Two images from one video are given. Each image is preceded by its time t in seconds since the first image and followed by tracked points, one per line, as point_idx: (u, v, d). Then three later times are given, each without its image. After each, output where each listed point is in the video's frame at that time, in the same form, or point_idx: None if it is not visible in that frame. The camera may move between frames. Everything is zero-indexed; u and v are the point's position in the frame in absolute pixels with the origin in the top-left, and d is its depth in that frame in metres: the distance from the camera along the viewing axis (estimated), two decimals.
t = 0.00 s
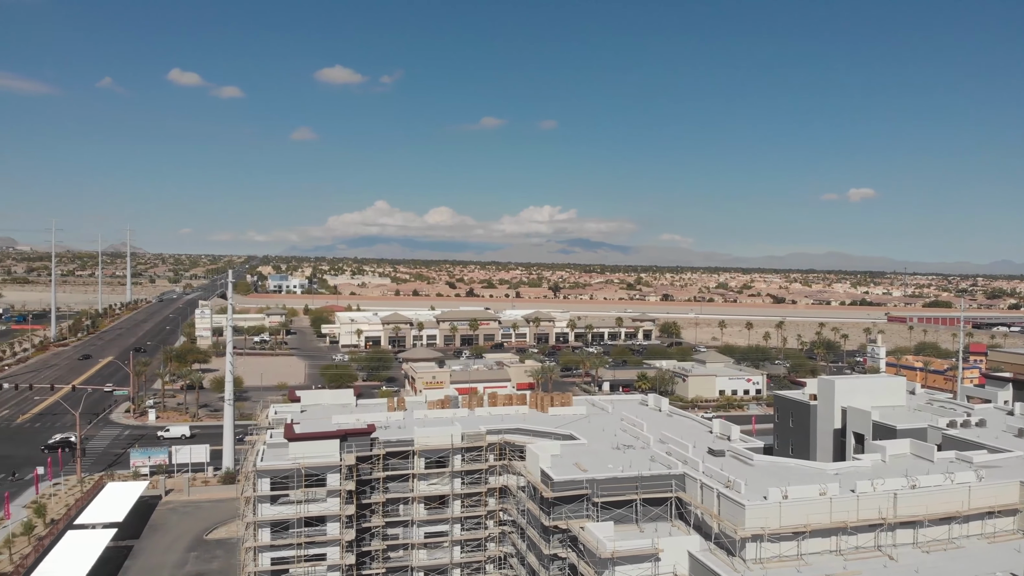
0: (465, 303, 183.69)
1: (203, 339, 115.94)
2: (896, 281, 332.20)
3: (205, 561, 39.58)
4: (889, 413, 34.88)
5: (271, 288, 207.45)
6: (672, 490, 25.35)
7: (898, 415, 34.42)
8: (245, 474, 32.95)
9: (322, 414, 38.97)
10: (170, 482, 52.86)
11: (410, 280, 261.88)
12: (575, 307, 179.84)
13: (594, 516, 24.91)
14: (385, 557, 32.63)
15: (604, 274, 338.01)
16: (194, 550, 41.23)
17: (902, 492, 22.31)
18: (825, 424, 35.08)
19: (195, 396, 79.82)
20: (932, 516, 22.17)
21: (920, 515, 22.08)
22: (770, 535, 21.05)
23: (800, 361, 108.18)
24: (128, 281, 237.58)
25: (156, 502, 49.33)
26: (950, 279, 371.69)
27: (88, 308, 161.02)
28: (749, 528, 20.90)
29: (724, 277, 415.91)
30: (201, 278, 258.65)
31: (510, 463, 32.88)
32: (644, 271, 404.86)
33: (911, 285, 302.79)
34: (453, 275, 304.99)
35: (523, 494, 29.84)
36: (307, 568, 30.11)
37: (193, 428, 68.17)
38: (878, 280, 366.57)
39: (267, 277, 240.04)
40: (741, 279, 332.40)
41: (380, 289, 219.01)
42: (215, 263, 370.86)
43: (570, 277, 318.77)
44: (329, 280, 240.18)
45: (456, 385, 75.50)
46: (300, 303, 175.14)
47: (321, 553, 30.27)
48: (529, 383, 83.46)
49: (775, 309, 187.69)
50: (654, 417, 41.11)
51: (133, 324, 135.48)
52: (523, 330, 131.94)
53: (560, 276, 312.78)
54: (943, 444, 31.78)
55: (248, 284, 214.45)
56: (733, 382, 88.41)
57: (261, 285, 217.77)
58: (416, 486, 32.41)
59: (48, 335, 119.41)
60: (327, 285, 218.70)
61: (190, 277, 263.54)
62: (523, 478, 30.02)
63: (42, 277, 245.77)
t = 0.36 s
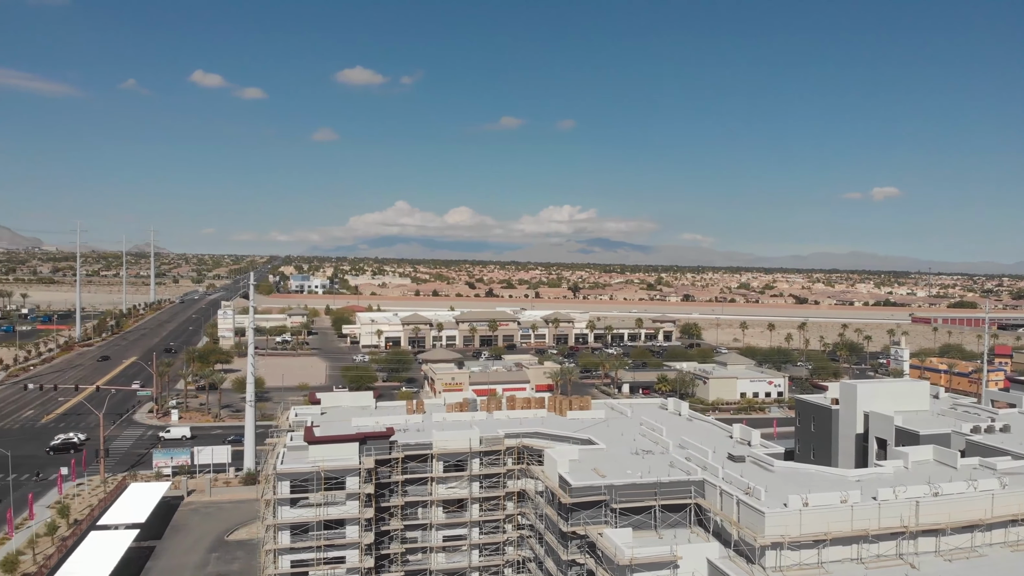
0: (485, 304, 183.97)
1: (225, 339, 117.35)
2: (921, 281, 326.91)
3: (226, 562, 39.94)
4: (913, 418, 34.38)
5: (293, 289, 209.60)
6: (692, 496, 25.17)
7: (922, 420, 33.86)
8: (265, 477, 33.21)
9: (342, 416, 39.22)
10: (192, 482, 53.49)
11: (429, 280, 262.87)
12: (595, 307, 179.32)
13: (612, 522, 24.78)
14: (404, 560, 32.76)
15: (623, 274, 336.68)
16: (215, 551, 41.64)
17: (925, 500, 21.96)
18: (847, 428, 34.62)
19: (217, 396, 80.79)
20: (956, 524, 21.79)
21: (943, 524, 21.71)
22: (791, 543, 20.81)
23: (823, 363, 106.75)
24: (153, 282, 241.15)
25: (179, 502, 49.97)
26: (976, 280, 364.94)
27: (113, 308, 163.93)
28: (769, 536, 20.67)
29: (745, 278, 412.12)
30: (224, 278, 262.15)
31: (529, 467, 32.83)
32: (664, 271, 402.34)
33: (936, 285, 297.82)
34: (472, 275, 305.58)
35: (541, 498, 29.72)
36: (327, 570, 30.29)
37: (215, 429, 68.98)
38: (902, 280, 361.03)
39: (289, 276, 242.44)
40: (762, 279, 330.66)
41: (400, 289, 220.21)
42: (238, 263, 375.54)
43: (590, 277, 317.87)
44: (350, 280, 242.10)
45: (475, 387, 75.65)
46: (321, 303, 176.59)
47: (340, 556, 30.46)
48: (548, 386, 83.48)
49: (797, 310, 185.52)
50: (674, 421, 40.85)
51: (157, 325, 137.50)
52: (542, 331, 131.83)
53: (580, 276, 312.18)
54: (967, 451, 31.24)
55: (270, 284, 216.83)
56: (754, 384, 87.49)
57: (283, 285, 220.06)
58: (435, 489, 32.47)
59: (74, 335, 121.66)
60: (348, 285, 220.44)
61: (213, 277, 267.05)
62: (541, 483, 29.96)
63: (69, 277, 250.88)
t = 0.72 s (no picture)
0: (502, 304, 183.84)
1: (245, 340, 118.55)
2: (944, 282, 321.63)
3: (244, 564, 40.29)
4: (934, 422, 33.84)
5: (312, 289, 211.23)
6: (709, 502, 25.00)
7: (943, 425, 33.30)
8: (283, 479, 33.48)
9: (359, 419, 39.45)
10: (211, 483, 54.03)
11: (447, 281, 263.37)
12: (613, 308, 178.55)
13: (629, 528, 24.58)
14: (420, 563, 32.87)
15: (641, 275, 335.02)
16: (234, 552, 42.01)
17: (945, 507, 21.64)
18: (867, 433, 34.16)
19: (236, 397, 81.56)
20: (977, 532, 21.47)
21: (964, 531, 21.40)
22: (808, 551, 20.57)
23: (843, 365, 105.43)
24: (174, 282, 244.15)
25: (198, 503, 50.49)
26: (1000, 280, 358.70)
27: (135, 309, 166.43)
28: (786, 544, 20.45)
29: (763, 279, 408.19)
30: (243, 278, 264.95)
31: (545, 471, 32.76)
32: (682, 271, 399.64)
33: (959, 285, 292.98)
34: (489, 276, 305.77)
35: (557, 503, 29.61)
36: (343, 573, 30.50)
37: (234, 430, 69.62)
38: (924, 280, 355.73)
39: (308, 276, 244.03)
40: (781, 279, 327.87)
41: (418, 289, 220.93)
42: (257, 263, 379.48)
43: (608, 277, 316.65)
44: (368, 280, 243.44)
45: (491, 389, 75.66)
46: (340, 303, 177.66)
47: (357, 559, 30.63)
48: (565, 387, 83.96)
49: (817, 310, 183.44)
50: (692, 426, 40.57)
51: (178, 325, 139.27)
52: (559, 332, 131.57)
53: (598, 276, 311.23)
54: (990, 456, 30.69)
55: (289, 284, 218.64)
56: (773, 387, 86.50)
57: (302, 285, 221.85)
58: (451, 492, 32.55)
59: (96, 335, 123.62)
60: (367, 286, 221.64)
61: (233, 278, 269.87)
62: (557, 487, 29.88)
63: (93, 277, 255.27)
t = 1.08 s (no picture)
0: (520, 305, 183.80)
1: (266, 340, 119.78)
2: (970, 284, 315.96)
3: (264, 566, 40.61)
4: (957, 428, 33.25)
5: (333, 289, 213.02)
6: (728, 509, 24.80)
7: (966, 431, 32.76)
8: (302, 481, 33.65)
9: (378, 422, 39.62)
10: (232, 484, 54.56)
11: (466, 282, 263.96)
12: (632, 309, 177.79)
13: (647, 535, 24.44)
14: (438, 567, 32.98)
15: (660, 275, 333.25)
16: (254, 554, 42.38)
17: (968, 516, 21.33)
18: (889, 438, 33.68)
19: (258, 398, 82.36)
20: (1000, 541, 21.16)
21: (986, 541, 21.10)
22: (829, 560, 20.34)
23: (866, 368, 103.96)
24: (198, 282, 247.41)
25: (220, 505, 51.03)
26: None
27: (158, 309, 169.10)
28: (806, 552, 20.23)
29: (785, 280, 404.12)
30: (265, 278, 268.01)
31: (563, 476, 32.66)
32: (702, 272, 397.05)
33: (985, 287, 287.96)
34: (508, 276, 306.11)
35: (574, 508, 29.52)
36: None
37: (255, 431, 70.28)
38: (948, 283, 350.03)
39: (330, 276, 246.08)
40: (803, 279, 329.22)
41: (438, 290, 221.78)
42: (278, 263, 383.61)
43: (627, 277, 315.56)
44: (389, 281, 244.94)
45: (509, 391, 75.71)
46: (360, 304, 178.88)
47: (376, 562, 30.75)
48: (584, 390, 82.92)
49: (839, 312, 181.23)
50: (711, 430, 40.24)
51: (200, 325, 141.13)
52: (578, 333, 131.20)
53: (617, 277, 310.03)
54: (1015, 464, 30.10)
55: (311, 284, 220.67)
56: (795, 390, 85.48)
57: (324, 285, 223.75)
58: (469, 497, 32.61)
59: (120, 335, 125.71)
60: (388, 286, 223.09)
61: (255, 278, 273.10)
62: (575, 493, 29.81)
63: (117, 277, 260.05)
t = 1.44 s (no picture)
0: (540, 306, 183.74)
1: (288, 341, 121.01)
2: (996, 285, 310.12)
3: (285, 567, 41.02)
4: (982, 434, 32.69)
5: (354, 289, 214.46)
6: (748, 516, 24.65)
7: (991, 437, 32.21)
8: (322, 484, 33.94)
9: (397, 424, 39.91)
10: (254, 485, 55.13)
11: (486, 282, 264.46)
12: (652, 310, 176.92)
13: (666, 542, 24.31)
14: (457, 570, 33.06)
15: (680, 276, 331.11)
16: (275, 555, 42.82)
17: (992, 525, 21.01)
18: (912, 443, 33.24)
19: (279, 399, 83.19)
20: None
21: (1011, 550, 20.80)
22: (850, 569, 20.13)
23: (889, 370, 102.44)
24: (221, 282, 250.47)
25: (241, 505, 51.62)
26: None
27: (181, 308, 171.79)
28: (827, 561, 20.03)
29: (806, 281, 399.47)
30: (286, 279, 270.54)
31: (581, 480, 32.66)
32: (723, 273, 394.21)
33: (1012, 287, 282.26)
34: (527, 276, 305.88)
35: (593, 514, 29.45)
36: None
37: (276, 432, 70.96)
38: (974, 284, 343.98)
39: (350, 276, 247.86)
40: (826, 279, 324.88)
41: (458, 290, 222.41)
42: (300, 263, 387.39)
43: (647, 277, 313.84)
44: (409, 281, 246.21)
45: (528, 393, 75.81)
46: (380, 305, 179.99)
47: (394, 565, 30.90)
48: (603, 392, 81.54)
49: (862, 313, 178.83)
50: (731, 435, 39.99)
51: (222, 326, 142.92)
52: (597, 334, 130.80)
53: (637, 277, 308.49)
54: None
55: (332, 284, 222.54)
56: (817, 393, 84.55)
57: (344, 285, 225.50)
58: (487, 500, 32.71)
59: (144, 335, 127.71)
60: (408, 286, 224.21)
61: (277, 278, 275.99)
62: (593, 498, 29.73)
63: (142, 278, 264.44)
